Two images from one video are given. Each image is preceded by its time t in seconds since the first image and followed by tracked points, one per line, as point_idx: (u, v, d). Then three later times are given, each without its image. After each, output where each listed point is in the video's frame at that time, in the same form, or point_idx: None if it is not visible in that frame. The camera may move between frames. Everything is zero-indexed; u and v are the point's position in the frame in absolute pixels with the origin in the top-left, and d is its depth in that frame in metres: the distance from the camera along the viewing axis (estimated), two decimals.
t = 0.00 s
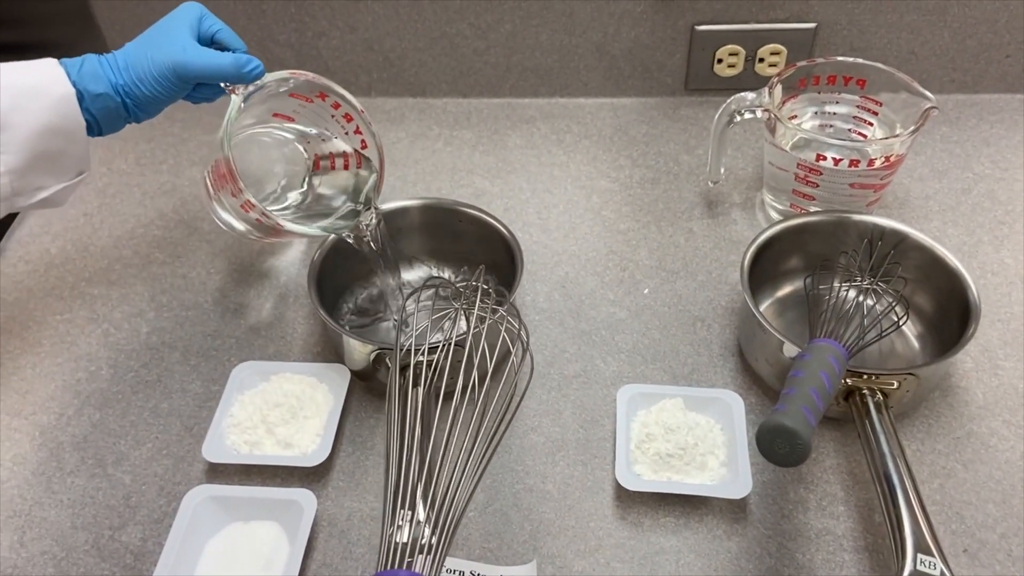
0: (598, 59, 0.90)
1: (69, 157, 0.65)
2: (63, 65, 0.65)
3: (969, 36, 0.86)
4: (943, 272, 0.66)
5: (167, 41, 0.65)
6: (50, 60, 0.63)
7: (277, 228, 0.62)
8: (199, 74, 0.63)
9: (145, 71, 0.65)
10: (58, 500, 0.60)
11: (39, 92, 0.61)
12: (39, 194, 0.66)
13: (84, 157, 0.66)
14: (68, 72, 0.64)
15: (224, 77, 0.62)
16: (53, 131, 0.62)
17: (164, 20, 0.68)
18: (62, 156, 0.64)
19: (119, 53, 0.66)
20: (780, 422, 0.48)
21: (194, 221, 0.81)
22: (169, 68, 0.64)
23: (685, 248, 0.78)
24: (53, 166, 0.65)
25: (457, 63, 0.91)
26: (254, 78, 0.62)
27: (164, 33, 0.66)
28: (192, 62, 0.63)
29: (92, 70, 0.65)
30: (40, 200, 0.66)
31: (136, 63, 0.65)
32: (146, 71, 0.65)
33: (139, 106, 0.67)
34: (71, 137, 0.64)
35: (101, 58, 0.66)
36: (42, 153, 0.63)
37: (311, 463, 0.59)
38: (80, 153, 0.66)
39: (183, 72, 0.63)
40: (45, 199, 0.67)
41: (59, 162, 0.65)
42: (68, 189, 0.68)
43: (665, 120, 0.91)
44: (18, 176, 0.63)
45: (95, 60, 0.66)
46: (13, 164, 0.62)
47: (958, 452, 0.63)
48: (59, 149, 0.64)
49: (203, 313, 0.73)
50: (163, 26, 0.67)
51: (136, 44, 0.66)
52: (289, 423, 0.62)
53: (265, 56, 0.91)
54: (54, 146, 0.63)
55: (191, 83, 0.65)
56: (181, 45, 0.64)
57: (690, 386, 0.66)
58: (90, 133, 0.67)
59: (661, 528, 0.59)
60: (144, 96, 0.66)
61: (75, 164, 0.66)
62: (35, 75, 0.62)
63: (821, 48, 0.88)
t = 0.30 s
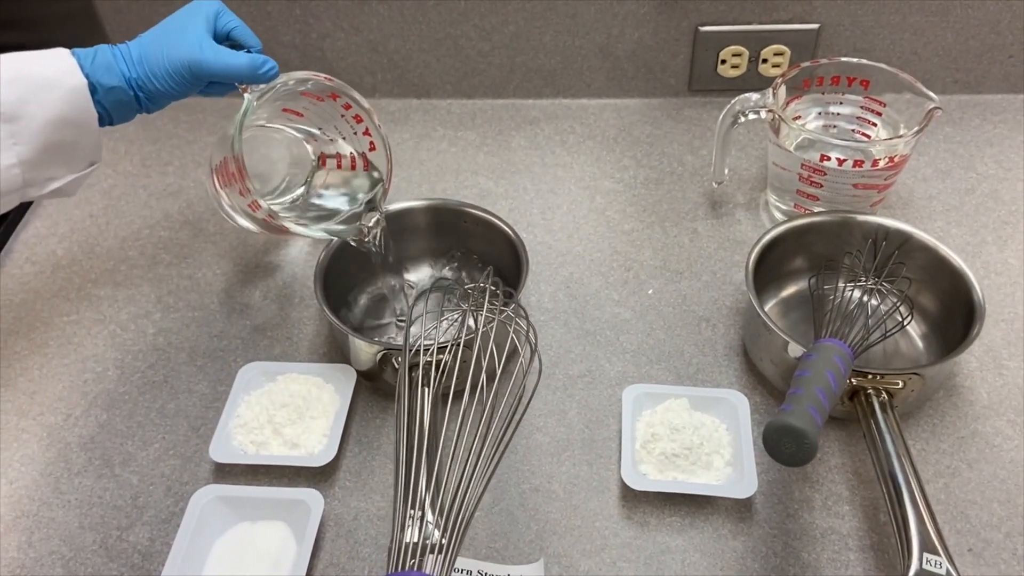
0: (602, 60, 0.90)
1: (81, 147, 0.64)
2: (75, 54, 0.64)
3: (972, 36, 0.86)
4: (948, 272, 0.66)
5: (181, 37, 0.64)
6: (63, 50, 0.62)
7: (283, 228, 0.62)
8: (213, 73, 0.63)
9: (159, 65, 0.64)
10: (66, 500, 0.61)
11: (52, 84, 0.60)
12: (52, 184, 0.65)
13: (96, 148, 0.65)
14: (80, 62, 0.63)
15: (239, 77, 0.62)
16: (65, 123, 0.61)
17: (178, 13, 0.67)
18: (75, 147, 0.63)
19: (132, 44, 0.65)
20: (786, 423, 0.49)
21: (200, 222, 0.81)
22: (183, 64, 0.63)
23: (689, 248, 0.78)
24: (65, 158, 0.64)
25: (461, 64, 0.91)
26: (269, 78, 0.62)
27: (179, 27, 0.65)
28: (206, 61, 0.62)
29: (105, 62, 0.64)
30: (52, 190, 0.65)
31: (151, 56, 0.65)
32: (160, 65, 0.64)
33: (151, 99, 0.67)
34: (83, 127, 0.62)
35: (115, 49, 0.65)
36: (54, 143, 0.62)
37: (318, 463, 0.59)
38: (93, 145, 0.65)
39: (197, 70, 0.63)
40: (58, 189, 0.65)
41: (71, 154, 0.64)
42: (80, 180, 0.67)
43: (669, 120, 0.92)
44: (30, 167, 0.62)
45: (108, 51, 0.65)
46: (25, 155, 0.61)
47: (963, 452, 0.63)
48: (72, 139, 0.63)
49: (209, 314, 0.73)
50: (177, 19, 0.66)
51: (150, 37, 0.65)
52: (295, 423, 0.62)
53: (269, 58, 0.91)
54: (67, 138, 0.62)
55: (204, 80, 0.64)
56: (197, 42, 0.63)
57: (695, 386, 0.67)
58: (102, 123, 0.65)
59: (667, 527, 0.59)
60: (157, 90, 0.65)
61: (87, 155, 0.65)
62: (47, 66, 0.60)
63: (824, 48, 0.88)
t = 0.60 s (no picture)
0: (601, 59, 0.90)
1: (87, 138, 0.64)
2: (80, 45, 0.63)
3: (970, 36, 0.86)
4: (946, 270, 0.66)
5: (193, 33, 0.63)
6: (68, 40, 0.61)
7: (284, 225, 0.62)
8: (225, 72, 0.62)
9: (168, 60, 0.63)
10: (67, 500, 0.61)
11: (56, 74, 0.60)
12: (56, 176, 0.65)
13: (101, 139, 0.65)
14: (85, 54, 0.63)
15: (250, 75, 0.61)
16: (71, 113, 0.61)
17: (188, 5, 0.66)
18: (80, 138, 0.63)
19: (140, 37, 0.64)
20: (785, 419, 0.49)
21: (200, 222, 0.82)
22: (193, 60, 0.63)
23: (688, 247, 0.79)
24: (71, 149, 0.64)
25: (460, 64, 0.91)
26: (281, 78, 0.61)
27: (189, 22, 0.64)
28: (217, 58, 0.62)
29: (112, 54, 0.63)
30: (58, 182, 0.65)
31: (160, 50, 0.64)
32: (169, 59, 0.63)
33: (158, 92, 0.66)
34: (89, 117, 0.62)
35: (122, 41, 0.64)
36: (60, 134, 0.62)
37: (318, 462, 0.60)
38: (98, 136, 0.65)
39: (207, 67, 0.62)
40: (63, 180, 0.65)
41: (76, 145, 0.64)
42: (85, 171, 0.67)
43: (668, 120, 0.92)
44: (36, 160, 0.62)
45: (115, 42, 0.64)
46: (30, 147, 0.61)
47: (962, 449, 0.63)
48: (78, 130, 0.63)
49: (210, 313, 0.73)
50: (187, 13, 0.65)
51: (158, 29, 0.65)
52: (296, 422, 0.62)
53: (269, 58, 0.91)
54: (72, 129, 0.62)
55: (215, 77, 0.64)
56: (209, 39, 0.63)
57: (694, 385, 0.67)
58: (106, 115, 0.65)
59: (667, 525, 0.59)
60: (166, 84, 0.65)
61: (92, 147, 0.65)
62: (53, 56, 0.60)
63: (823, 47, 0.88)
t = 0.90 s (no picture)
0: (599, 59, 0.90)
1: (91, 129, 0.63)
2: (88, 37, 0.62)
3: (968, 35, 0.86)
4: (945, 269, 0.66)
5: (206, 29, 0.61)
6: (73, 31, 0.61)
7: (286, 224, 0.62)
8: (235, 71, 0.60)
9: (179, 57, 0.62)
10: (66, 501, 0.61)
11: (59, 66, 0.59)
12: (61, 168, 0.65)
13: (107, 131, 0.65)
14: (92, 47, 0.62)
15: (258, 78, 0.59)
16: (74, 106, 0.61)
17: None
18: (84, 130, 0.63)
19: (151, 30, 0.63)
20: (785, 419, 0.49)
21: (198, 222, 0.82)
22: (202, 58, 0.61)
23: (687, 247, 0.79)
24: (75, 141, 0.64)
25: (459, 65, 0.91)
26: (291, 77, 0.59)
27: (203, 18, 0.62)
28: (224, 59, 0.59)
29: (120, 49, 0.62)
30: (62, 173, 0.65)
31: (170, 45, 0.62)
32: (178, 55, 0.62)
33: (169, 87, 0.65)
34: (93, 109, 0.62)
35: (133, 33, 0.63)
36: (64, 126, 0.62)
37: (318, 462, 0.60)
38: (103, 128, 0.64)
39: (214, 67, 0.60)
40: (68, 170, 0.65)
41: (81, 137, 0.64)
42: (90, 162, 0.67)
43: (667, 120, 0.92)
44: (40, 152, 0.62)
45: (124, 35, 0.63)
46: (33, 140, 0.61)
47: (961, 448, 0.63)
48: (82, 122, 0.62)
49: (209, 314, 0.73)
50: (202, 8, 0.63)
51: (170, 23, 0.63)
52: (295, 422, 0.62)
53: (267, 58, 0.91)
54: (76, 121, 0.62)
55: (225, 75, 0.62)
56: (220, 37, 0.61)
57: (694, 384, 0.67)
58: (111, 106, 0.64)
59: (667, 525, 0.59)
60: (177, 80, 0.63)
61: (97, 138, 0.65)
62: (56, 47, 0.59)
63: (821, 47, 0.88)
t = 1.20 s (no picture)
0: (599, 60, 0.90)
1: (99, 124, 0.61)
2: (100, 34, 0.60)
3: (966, 35, 0.87)
4: (944, 269, 0.66)
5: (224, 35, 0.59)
6: (82, 24, 0.58)
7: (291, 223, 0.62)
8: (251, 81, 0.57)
9: (196, 61, 0.60)
10: (67, 502, 0.61)
11: (68, 60, 0.57)
12: (69, 162, 0.63)
13: (117, 124, 0.63)
14: (105, 46, 0.60)
15: (277, 87, 0.57)
16: (83, 101, 0.59)
17: None
18: (94, 126, 0.61)
19: (167, 29, 0.60)
20: (785, 419, 0.49)
21: (198, 224, 0.82)
22: (219, 63, 0.58)
23: (687, 247, 0.79)
24: (83, 136, 0.61)
25: (458, 65, 0.91)
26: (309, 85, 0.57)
27: (221, 19, 0.60)
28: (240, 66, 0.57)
29: (135, 49, 0.60)
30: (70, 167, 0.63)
31: (187, 48, 0.60)
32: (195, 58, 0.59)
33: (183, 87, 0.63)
34: (102, 104, 0.60)
35: (148, 32, 0.60)
36: (71, 121, 0.59)
37: (319, 462, 0.60)
38: (113, 122, 0.62)
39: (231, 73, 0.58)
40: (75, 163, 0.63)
41: (89, 132, 0.62)
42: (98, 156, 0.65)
43: (666, 120, 0.92)
44: (47, 148, 0.60)
45: (139, 34, 0.60)
46: (40, 136, 0.59)
47: (961, 447, 0.63)
48: (90, 118, 0.60)
49: (209, 315, 0.73)
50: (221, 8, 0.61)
51: (187, 23, 0.60)
52: (295, 423, 0.62)
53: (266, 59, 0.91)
54: (85, 117, 0.60)
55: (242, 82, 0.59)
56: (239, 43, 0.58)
57: (694, 384, 0.67)
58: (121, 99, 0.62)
59: (668, 524, 0.59)
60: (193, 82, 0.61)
61: (106, 133, 0.62)
62: (65, 40, 0.57)
63: (820, 47, 0.88)
